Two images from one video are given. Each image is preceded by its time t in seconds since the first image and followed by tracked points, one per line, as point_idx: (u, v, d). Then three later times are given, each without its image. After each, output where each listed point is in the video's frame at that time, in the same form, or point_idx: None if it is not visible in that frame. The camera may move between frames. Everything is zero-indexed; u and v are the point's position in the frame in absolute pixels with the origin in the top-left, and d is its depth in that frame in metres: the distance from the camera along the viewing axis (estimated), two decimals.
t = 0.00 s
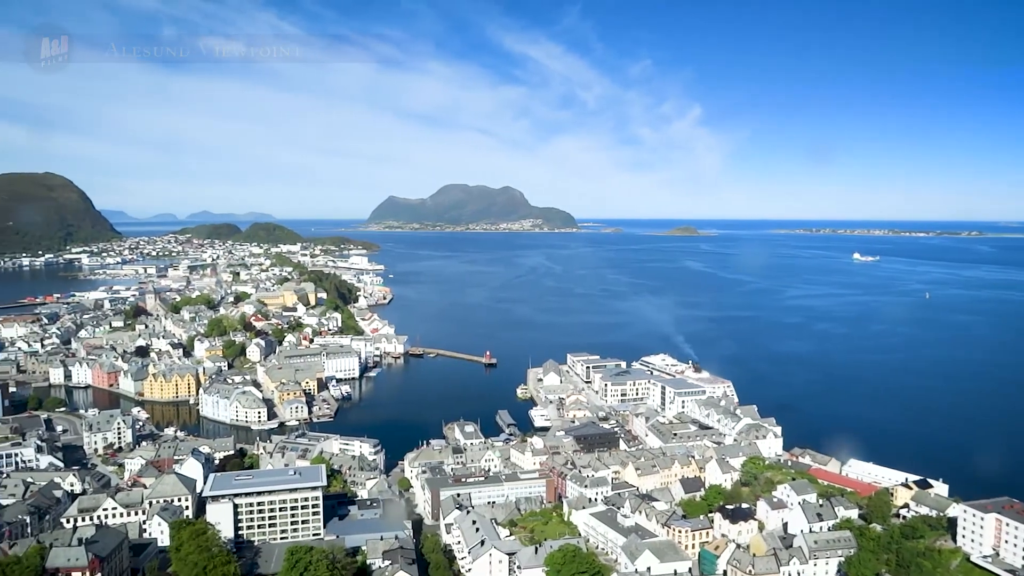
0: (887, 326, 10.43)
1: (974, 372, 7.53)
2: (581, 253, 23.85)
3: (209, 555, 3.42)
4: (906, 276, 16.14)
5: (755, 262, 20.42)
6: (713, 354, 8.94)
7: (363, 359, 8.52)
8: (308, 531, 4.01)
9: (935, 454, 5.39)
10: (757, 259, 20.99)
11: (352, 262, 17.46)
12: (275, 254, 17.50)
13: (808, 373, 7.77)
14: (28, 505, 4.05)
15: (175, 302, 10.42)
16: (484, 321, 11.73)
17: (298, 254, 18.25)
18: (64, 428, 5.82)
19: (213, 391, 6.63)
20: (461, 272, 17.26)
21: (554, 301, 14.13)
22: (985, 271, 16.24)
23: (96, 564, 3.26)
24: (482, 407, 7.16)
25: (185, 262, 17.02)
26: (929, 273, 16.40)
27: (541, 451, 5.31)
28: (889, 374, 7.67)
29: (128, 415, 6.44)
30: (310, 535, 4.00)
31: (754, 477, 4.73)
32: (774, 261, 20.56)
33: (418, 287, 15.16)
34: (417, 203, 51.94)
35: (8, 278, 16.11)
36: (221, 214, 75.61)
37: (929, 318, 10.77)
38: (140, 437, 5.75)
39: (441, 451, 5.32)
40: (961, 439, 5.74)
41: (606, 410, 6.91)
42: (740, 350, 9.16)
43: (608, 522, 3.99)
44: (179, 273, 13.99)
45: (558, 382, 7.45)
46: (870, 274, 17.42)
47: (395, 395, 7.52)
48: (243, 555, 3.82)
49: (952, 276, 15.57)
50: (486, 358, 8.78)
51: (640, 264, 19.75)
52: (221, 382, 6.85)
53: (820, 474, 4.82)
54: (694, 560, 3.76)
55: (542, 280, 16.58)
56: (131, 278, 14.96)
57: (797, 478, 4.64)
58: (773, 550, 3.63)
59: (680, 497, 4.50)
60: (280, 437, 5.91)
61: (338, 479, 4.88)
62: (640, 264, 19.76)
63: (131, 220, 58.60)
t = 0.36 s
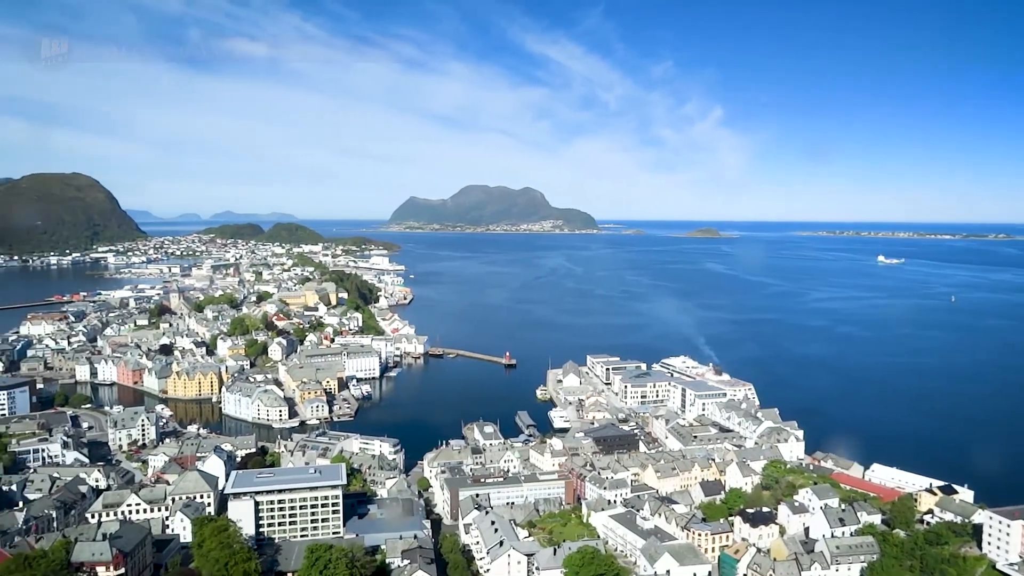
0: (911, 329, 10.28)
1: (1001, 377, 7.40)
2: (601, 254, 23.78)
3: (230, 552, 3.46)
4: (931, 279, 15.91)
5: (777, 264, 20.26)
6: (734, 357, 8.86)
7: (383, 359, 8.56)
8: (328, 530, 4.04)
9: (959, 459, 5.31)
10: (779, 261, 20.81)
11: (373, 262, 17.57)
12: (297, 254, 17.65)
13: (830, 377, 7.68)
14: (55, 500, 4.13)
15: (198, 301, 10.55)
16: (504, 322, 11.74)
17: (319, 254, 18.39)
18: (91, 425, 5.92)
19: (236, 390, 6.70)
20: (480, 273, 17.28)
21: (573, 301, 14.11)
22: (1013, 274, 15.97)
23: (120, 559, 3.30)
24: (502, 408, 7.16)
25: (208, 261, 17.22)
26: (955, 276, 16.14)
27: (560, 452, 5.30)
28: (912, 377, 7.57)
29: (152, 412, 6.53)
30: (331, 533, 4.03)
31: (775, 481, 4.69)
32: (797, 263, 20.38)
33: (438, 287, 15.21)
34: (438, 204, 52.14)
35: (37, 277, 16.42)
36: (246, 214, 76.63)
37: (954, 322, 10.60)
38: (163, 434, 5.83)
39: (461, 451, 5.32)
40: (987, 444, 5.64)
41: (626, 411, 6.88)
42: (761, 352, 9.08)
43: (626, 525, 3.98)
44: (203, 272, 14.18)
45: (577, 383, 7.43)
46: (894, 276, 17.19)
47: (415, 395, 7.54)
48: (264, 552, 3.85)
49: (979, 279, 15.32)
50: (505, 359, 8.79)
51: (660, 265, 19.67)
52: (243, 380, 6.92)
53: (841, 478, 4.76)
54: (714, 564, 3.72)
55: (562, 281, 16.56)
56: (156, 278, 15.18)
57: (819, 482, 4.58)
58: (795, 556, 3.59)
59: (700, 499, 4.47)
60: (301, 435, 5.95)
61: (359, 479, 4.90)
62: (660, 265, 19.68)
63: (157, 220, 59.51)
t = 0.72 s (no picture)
0: (941, 334, 10.10)
1: None
2: (624, 256, 23.70)
3: (254, 550, 3.49)
4: (962, 282, 15.62)
5: (802, 266, 20.03)
6: (758, 361, 8.76)
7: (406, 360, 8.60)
8: (350, 530, 4.06)
9: (989, 467, 5.19)
10: (805, 264, 20.58)
11: (395, 263, 17.66)
12: (321, 255, 17.81)
13: (857, 381, 7.57)
14: (83, 496, 4.20)
15: (224, 301, 10.68)
16: (525, 324, 11.73)
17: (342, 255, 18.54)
18: (119, 422, 6.02)
19: (261, 389, 6.76)
20: (503, 275, 17.29)
21: (596, 303, 14.06)
22: None
23: (146, 556, 3.34)
24: (524, 410, 7.15)
25: (234, 262, 17.44)
26: (987, 280, 15.81)
27: (582, 455, 5.27)
28: (941, 383, 7.43)
29: (178, 411, 6.62)
30: (353, 532, 4.06)
31: (800, 486, 4.63)
32: (823, 266, 20.12)
33: (461, 289, 15.24)
34: (461, 205, 52.33)
35: (69, 276, 16.75)
36: (272, 214, 77.57)
37: (986, 326, 10.38)
38: (189, 432, 5.91)
39: (482, 453, 5.32)
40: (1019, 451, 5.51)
41: (649, 415, 6.83)
42: (786, 356, 8.98)
43: (648, 529, 3.94)
44: (229, 273, 14.36)
45: (599, 386, 7.39)
46: (923, 279, 16.89)
47: (437, 396, 7.56)
48: (287, 550, 3.89)
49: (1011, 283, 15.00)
50: (527, 361, 8.78)
51: (683, 268, 19.53)
52: (267, 380, 6.99)
53: (867, 485, 4.68)
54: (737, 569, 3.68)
55: (584, 283, 16.52)
56: (183, 278, 15.41)
57: (844, 488, 4.51)
58: (818, 562, 3.54)
59: (723, 504, 4.43)
60: (324, 436, 5.99)
61: (381, 480, 4.92)
62: (683, 268, 19.54)
63: (185, 221, 60.49)
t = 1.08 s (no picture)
0: (972, 336, 9.90)
1: None
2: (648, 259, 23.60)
3: (280, 550, 3.53)
4: (993, 284, 15.31)
5: (829, 268, 19.78)
6: (784, 364, 8.66)
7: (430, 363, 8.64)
8: (375, 531, 4.09)
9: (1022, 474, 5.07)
10: (831, 266, 20.33)
11: (419, 265, 17.75)
12: (346, 259, 17.97)
13: (885, 385, 7.45)
14: (113, 496, 4.28)
15: (250, 304, 10.81)
16: (548, 326, 11.72)
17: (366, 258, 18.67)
18: (148, 423, 6.12)
19: (286, 391, 6.83)
20: (526, 278, 17.30)
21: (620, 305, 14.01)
22: None
23: (174, 555, 3.40)
24: (547, 412, 7.14)
25: (260, 265, 17.65)
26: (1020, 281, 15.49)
27: (606, 458, 5.25)
28: (973, 386, 7.28)
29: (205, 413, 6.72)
30: (378, 534, 4.08)
31: (827, 491, 4.56)
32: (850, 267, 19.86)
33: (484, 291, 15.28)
34: (484, 208, 52.45)
35: (100, 280, 17.08)
36: (296, 218, 78.36)
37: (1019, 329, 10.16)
38: (216, 434, 5.99)
39: (505, 455, 5.31)
40: None
41: (673, 418, 6.79)
42: (813, 359, 8.86)
43: (673, 533, 3.92)
44: (255, 276, 14.53)
45: (623, 389, 7.36)
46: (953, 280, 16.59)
47: (461, 398, 7.58)
48: (312, 551, 3.93)
49: None
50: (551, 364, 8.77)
51: (708, 270, 19.39)
52: (293, 382, 7.06)
53: (896, 490, 4.60)
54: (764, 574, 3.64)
55: (608, 286, 16.46)
56: (210, 281, 15.62)
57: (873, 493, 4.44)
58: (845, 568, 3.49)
59: (749, 508, 4.39)
60: (348, 437, 6.04)
61: (405, 481, 4.94)
62: (707, 270, 19.40)
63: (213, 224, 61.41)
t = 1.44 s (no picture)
0: (1011, 341, 9.65)
1: None
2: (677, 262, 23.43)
3: (309, 551, 3.57)
4: None
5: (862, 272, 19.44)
6: (816, 369, 8.53)
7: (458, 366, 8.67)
8: (403, 534, 4.12)
9: None
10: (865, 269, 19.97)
11: (446, 269, 17.83)
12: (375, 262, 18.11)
13: (920, 390, 7.30)
14: (147, 495, 4.36)
15: (280, 307, 10.94)
16: (576, 329, 11.69)
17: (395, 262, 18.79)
18: (181, 424, 6.23)
19: (316, 393, 6.91)
20: (553, 281, 17.28)
21: (648, 309, 13.92)
22: None
23: (206, 555, 3.45)
24: (574, 416, 7.12)
25: (291, 269, 17.87)
26: None
27: (634, 462, 5.22)
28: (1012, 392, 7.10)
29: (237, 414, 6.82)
30: (406, 536, 4.11)
31: (860, 498, 4.48)
32: (883, 271, 19.49)
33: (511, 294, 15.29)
34: (511, 212, 52.51)
35: (135, 283, 17.43)
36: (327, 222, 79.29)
37: None
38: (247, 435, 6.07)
39: (533, 459, 5.31)
40: None
41: (702, 422, 6.72)
42: (845, 363, 8.71)
43: (702, 539, 3.88)
44: (285, 279, 14.71)
45: (651, 393, 7.32)
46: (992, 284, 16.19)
47: (488, 401, 7.60)
48: (341, 553, 3.96)
49: None
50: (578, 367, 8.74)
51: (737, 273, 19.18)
52: (322, 385, 7.13)
53: (931, 497, 4.51)
54: None
55: (636, 289, 16.37)
56: (242, 284, 15.86)
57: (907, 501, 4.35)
58: None
59: (780, 514, 4.33)
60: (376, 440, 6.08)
61: (432, 484, 4.96)
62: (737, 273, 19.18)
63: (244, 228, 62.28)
